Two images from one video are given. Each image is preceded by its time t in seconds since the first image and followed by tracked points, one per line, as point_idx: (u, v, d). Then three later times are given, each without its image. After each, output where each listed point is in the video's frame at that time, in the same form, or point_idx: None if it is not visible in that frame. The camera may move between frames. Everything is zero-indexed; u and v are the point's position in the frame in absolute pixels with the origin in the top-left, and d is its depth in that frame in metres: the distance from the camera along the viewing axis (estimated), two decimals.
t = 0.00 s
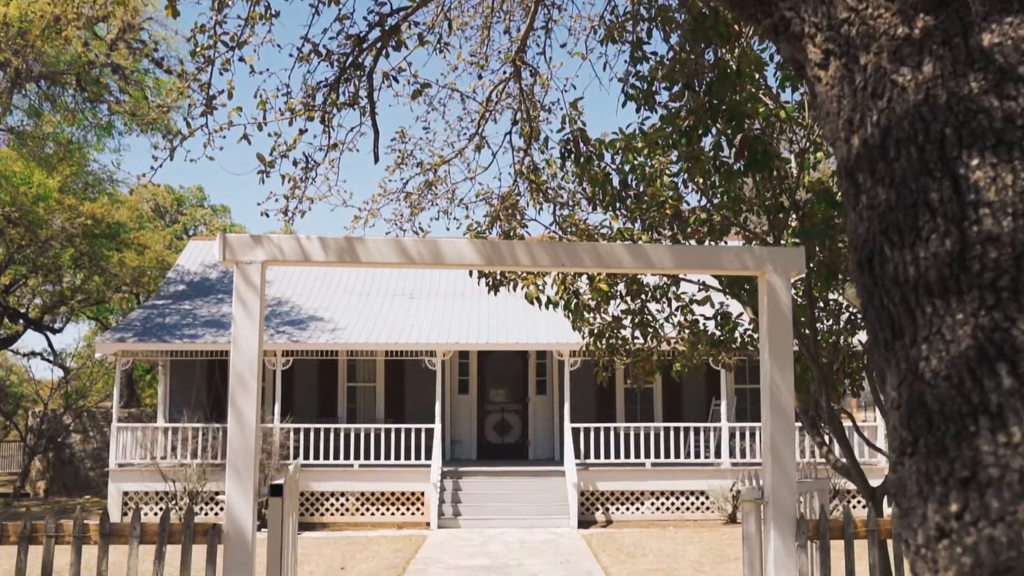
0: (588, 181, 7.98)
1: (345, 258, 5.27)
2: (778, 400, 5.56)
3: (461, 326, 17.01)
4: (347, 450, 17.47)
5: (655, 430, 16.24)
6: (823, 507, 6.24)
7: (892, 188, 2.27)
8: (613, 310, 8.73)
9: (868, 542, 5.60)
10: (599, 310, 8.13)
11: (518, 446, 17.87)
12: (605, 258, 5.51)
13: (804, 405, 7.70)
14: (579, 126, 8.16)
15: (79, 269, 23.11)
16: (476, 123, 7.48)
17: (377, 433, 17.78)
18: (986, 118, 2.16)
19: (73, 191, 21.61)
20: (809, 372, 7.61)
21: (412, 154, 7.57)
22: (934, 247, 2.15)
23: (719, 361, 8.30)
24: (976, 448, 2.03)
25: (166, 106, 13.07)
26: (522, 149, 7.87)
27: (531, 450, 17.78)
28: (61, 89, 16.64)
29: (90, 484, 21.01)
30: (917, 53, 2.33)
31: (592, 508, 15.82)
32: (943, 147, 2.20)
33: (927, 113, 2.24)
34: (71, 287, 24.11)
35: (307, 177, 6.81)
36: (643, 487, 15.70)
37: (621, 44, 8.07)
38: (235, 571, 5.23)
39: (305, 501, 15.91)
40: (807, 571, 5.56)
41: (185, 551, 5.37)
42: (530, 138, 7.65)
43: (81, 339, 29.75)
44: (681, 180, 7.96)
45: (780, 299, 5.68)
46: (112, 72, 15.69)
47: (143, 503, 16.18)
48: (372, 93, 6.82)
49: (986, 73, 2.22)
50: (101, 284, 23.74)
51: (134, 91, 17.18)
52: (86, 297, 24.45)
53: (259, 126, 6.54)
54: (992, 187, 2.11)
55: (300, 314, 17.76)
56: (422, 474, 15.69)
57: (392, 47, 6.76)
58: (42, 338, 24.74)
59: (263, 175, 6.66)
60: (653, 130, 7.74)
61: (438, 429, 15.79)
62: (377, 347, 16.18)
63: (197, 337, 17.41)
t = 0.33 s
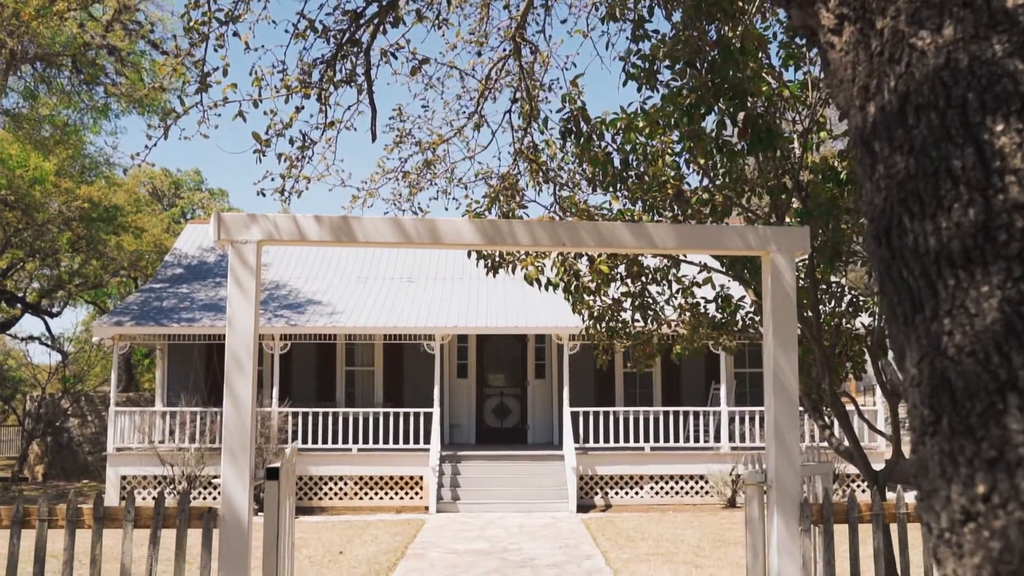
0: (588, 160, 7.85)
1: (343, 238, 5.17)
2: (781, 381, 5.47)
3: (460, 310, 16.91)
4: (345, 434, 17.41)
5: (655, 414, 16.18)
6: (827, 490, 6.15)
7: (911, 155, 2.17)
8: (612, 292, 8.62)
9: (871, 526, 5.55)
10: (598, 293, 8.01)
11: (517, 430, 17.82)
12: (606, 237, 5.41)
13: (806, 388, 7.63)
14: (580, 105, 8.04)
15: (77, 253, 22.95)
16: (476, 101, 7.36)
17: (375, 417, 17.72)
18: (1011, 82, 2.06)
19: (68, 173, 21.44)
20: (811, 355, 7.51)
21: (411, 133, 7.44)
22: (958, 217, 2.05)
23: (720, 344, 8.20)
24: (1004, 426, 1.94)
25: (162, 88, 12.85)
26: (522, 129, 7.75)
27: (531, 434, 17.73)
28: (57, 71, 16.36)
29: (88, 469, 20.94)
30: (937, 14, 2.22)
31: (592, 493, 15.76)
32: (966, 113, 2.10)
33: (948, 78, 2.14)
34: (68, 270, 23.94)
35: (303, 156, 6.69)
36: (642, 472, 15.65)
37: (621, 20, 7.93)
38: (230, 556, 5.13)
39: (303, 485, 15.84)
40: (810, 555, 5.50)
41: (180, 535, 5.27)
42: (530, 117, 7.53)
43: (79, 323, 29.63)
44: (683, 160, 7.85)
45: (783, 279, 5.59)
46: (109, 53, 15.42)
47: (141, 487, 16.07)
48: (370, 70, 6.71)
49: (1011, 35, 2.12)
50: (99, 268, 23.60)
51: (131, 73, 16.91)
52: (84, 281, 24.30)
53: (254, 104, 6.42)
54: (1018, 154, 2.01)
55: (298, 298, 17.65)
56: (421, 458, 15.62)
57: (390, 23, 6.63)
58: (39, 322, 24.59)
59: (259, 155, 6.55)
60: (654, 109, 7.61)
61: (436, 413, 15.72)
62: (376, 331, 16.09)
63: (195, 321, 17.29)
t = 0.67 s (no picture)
0: (588, 142, 7.74)
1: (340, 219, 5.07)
2: (786, 365, 5.39)
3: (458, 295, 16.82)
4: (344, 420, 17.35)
5: (653, 400, 16.12)
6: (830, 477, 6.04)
7: (933, 125, 2.12)
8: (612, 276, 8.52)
9: (876, 512, 5.48)
10: (598, 278, 7.91)
11: (515, 416, 17.76)
12: (608, 218, 5.32)
13: (808, 373, 7.54)
14: (580, 86, 7.93)
15: (74, 238, 22.82)
16: (475, 81, 7.25)
17: (374, 403, 17.66)
18: None
19: (65, 158, 21.27)
20: (813, 340, 7.41)
21: (410, 113, 7.33)
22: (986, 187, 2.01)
23: (720, 329, 8.11)
24: None
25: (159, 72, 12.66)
26: (522, 110, 7.64)
27: (529, 420, 17.67)
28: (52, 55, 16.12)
29: (86, 455, 20.87)
30: None
31: (590, 479, 15.71)
32: (991, 81, 2.04)
33: (972, 44, 2.08)
34: (65, 256, 23.85)
35: (299, 137, 6.59)
36: (641, 458, 15.60)
37: None
38: (226, 541, 5.05)
39: (301, 471, 15.78)
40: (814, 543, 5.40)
41: (175, 522, 5.18)
42: (529, 99, 7.43)
43: (77, 309, 29.53)
44: (685, 143, 7.74)
45: (789, 262, 5.48)
46: (104, 37, 15.19)
47: (139, 473, 15.99)
48: (367, 49, 6.60)
49: None
50: (96, 254, 23.46)
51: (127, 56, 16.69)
52: (82, 267, 24.18)
53: (249, 83, 6.30)
54: None
55: (295, 283, 17.54)
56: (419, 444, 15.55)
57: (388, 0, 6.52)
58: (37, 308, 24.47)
59: (255, 136, 6.45)
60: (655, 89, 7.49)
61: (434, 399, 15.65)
62: (375, 316, 16.01)
63: (193, 306, 17.20)
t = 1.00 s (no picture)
0: (589, 126, 7.62)
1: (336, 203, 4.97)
2: (790, 352, 5.30)
3: (457, 282, 16.72)
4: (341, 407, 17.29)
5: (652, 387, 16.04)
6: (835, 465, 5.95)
7: (954, 95, 2.08)
8: (611, 262, 8.41)
9: (879, 500, 5.39)
10: (598, 263, 7.79)
11: (514, 403, 17.71)
12: (608, 201, 5.22)
13: (810, 359, 7.44)
14: (581, 68, 7.83)
15: (71, 226, 22.67)
16: (474, 62, 7.14)
17: (372, 390, 17.59)
18: None
19: (61, 145, 21.13)
20: (815, 326, 7.31)
21: (407, 94, 7.21)
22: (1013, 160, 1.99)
23: (720, 316, 8.00)
24: None
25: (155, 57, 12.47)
26: (523, 92, 7.52)
27: (528, 408, 17.62)
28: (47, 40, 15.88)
29: (84, 442, 20.82)
30: None
31: (589, 467, 15.64)
32: (1017, 47, 2.02)
33: (996, 10, 2.05)
34: (63, 244, 23.71)
35: (295, 120, 6.48)
36: (641, 445, 15.54)
37: None
38: (222, 529, 4.96)
39: (299, 459, 15.72)
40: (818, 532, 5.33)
41: (169, 510, 5.09)
42: (529, 82, 7.33)
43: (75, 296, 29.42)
44: (686, 126, 7.63)
45: (793, 246, 5.38)
46: (100, 22, 14.95)
47: (136, 461, 15.89)
48: (364, 30, 6.49)
49: None
50: (94, 241, 23.33)
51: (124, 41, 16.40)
52: (80, 254, 24.03)
53: (244, 64, 6.19)
54: None
55: (293, 271, 17.42)
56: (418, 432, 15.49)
57: None
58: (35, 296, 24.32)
59: (250, 118, 6.34)
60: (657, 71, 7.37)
61: (433, 386, 15.58)
62: (373, 303, 15.91)
63: (190, 293, 17.09)
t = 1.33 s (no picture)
0: (589, 111, 7.50)
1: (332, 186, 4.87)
2: (794, 338, 5.22)
3: (456, 270, 16.64)
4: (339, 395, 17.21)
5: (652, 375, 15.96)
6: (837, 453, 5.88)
7: (979, 66, 2.57)
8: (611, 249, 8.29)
9: (884, 490, 5.31)
10: (598, 251, 7.67)
11: (513, 392, 17.65)
12: (610, 186, 5.12)
13: (812, 347, 7.35)
14: (581, 52, 7.70)
15: (69, 214, 22.51)
16: (473, 45, 7.02)
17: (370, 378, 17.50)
18: None
19: (58, 132, 20.97)
20: (818, 313, 7.21)
21: (405, 78, 7.09)
22: None
23: (721, 304, 7.89)
24: None
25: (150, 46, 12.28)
26: (522, 75, 7.40)
27: (526, 396, 17.55)
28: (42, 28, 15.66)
29: (82, 431, 20.75)
30: None
31: (588, 455, 15.58)
32: None
33: None
34: (61, 232, 23.55)
35: (289, 103, 6.36)
36: (640, 434, 15.47)
37: None
38: (217, 518, 4.88)
39: (297, 447, 15.65)
40: (821, 521, 5.28)
41: (163, 500, 5.01)
42: (529, 66, 7.21)
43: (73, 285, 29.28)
44: (687, 111, 7.51)
45: (797, 230, 5.30)
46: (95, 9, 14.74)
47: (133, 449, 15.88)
48: (360, 13, 6.37)
49: None
50: (91, 230, 23.19)
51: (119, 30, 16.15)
52: (78, 243, 23.87)
53: (237, 45, 6.06)
54: None
55: (290, 259, 17.31)
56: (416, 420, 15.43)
57: None
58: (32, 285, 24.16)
59: (244, 101, 6.22)
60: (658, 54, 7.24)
61: (432, 374, 15.50)
62: (372, 291, 15.81)
63: (187, 282, 16.97)
